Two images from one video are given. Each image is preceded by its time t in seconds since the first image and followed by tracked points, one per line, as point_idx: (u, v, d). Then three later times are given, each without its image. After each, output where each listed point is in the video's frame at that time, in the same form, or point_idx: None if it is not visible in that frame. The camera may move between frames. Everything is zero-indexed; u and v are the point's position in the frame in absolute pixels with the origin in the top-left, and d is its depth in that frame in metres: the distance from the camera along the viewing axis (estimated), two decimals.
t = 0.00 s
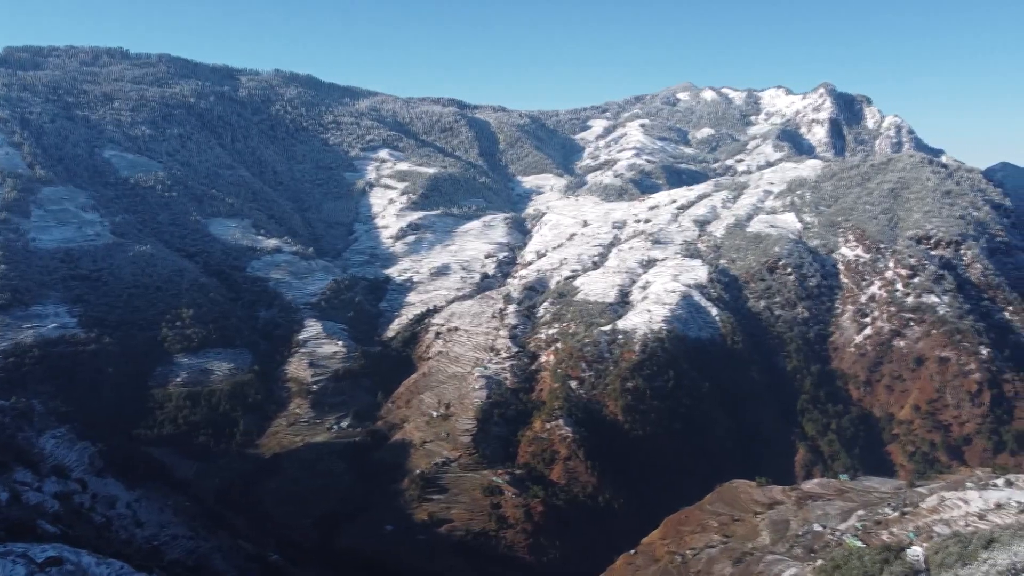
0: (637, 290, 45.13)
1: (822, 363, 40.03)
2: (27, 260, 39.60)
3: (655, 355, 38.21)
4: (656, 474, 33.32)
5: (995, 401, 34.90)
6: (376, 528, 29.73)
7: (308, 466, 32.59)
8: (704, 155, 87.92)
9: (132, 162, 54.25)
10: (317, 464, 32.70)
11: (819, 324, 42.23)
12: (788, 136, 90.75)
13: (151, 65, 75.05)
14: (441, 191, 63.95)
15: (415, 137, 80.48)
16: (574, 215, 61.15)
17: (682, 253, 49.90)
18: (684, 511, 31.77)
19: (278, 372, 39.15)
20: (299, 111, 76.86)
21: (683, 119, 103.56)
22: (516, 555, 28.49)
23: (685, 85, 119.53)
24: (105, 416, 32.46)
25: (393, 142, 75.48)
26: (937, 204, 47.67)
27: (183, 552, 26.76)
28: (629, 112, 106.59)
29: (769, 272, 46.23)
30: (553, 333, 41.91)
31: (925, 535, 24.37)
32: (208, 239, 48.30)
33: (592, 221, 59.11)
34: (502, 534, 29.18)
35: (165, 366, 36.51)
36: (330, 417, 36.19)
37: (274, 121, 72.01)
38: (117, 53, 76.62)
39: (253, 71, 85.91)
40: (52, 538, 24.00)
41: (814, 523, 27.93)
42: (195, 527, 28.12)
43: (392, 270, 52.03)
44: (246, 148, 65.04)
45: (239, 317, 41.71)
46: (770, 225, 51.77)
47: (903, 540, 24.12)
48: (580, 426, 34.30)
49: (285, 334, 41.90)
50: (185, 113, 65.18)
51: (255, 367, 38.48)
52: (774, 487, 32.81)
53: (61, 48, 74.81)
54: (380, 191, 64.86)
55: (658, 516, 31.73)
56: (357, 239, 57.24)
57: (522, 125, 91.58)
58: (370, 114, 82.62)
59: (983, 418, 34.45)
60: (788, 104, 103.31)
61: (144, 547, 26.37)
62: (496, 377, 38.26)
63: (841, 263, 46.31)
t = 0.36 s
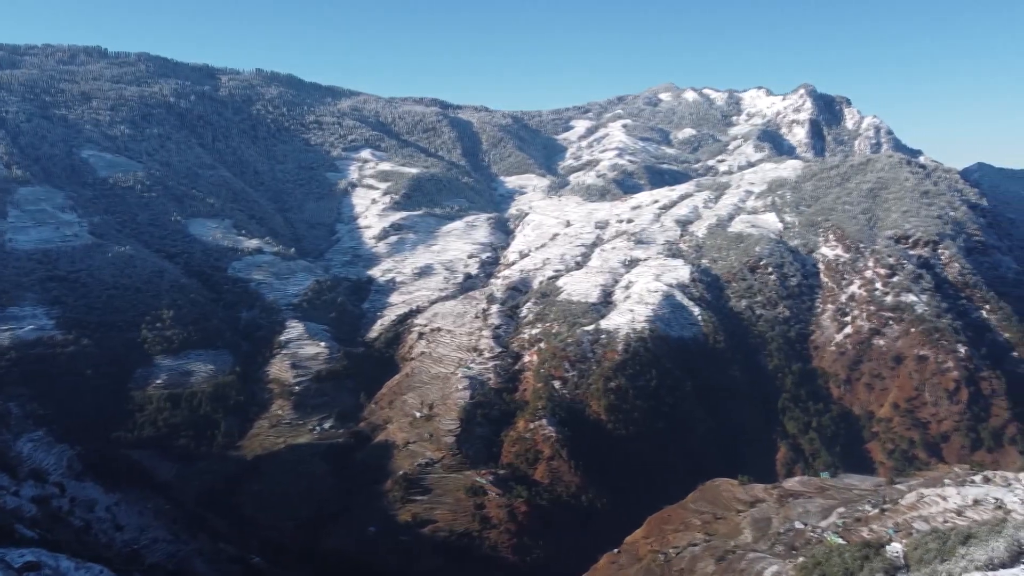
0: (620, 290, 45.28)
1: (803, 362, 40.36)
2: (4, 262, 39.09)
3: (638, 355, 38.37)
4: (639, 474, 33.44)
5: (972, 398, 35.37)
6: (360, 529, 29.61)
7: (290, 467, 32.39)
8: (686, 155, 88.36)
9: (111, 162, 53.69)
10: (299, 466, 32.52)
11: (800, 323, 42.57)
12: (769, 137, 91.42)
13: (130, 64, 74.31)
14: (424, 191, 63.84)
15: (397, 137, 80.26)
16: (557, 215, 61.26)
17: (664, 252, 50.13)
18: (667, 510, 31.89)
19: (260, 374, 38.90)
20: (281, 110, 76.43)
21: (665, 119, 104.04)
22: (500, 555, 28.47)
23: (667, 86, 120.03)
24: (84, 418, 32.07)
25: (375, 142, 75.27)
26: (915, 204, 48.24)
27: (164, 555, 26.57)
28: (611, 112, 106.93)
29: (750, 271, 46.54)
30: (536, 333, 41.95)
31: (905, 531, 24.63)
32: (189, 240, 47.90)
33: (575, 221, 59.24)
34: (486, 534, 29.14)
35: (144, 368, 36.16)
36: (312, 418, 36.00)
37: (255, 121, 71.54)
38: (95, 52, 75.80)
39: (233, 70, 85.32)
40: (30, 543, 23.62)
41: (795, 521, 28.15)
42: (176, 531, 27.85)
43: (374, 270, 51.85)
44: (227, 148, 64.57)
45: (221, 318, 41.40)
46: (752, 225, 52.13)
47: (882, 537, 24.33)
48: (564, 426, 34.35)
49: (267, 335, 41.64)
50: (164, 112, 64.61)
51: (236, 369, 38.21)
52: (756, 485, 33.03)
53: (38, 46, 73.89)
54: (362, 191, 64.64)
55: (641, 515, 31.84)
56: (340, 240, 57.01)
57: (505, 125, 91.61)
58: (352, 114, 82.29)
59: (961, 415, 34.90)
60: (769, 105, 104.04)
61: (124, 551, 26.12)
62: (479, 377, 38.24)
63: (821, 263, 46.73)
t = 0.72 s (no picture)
0: (603, 290, 45.42)
1: (785, 360, 40.65)
2: None
3: (621, 354, 38.50)
4: (622, 473, 33.54)
5: (950, 396, 35.79)
6: (343, 531, 29.47)
7: (272, 469, 32.20)
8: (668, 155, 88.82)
9: (89, 162, 53.11)
10: (282, 467, 32.35)
11: (781, 322, 42.86)
12: (750, 137, 92.07)
13: (108, 64, 73.56)
14: (406, 191, 63.71)
15: (379, 137, 80.05)
16: (540, 216, 61.35)
17: (647, 252, 50.34)
18: (650, 508, 32.01)
19: (242, 375, 38.64)
20: (262, 110, 75.98)
21: (646, 120, 104.48)
22: (484, 556, 28.45)
23: (649, 87, 120.53)
24: (62, 421, 31.74)
25: (358, 142, 75.02)
26: (893, 204, 48.77)
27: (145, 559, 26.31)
28: (593, 113, 107.22)
29: (732, 271, 46.83)
30: (519, 333, 41.99)
31: (884, 527, 24.87)
32: (168, 241, 47.50)
33: (558, 221, 59.35)
34: (470, 535, 29.10)
35: (124, 370, 35.82)
36: (295, 420, 35.81)
37: (236, 121, 71.06)
38: (73, 51, 74.96)
39: (214, 70, 84.68)
40: (8, 549, 23.30)
41: (777, 519, 28.36)
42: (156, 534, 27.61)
43: (357, 271, 51.67)
44: (208, 148, 64.09)
45: (202, 320, 41.07)
46: (733, 225, 52.46)
47: (863, 534, 24.54)
48: (547, 426, 34.39)
49: (248, 336, 41.38)
50: (144, 112, 64.02)
51: (217, 370, 37.94)
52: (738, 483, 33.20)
53: (14, 45, 72.92)
54: (344, 191, 64.41)
55: (624, 515, 31.92)
56: (322, 240, 56.76)
57: (487, 125, 91.62)
58: (334, 114, 81.95)
59: (940, 412, 35.29)
60: (749, 106, 104.80)
61: (103, 556, 25.81)
62: (462, 377, 38.21)
63: (802, 262, 47.11)
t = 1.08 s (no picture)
0: (585, 290, 45.55)
1: (766, 359, 40.94)
2: None
3: (604, 354, 38.64)
4: (605, 473, 33.61)
5: (928, 394, 36.25)
6: (325, 533, 29.32)
7: (254, 472, 31.97)
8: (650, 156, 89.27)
9: (66, 162, 52.46)
10: (263, 470, 32.14)
11: (762, 321, 43.17)
12: (731, 138, 92.72)
13: (86, 62, 72.72)
14: (389, 191, 63.53)
15: (361, 137, 79.76)
16: (523, 216, 61.40)
17: (629, 253, 50.54)
18: (633, 508, 32.12)
19: (223, 377, 38.35)
20: (242, 110, 75.43)
21: (628, 120, 104.87)
22: (467, 557, 28.40)
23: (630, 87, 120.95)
24: (39, 424, 31.30)
25: (339, 142, 74.72)
26: (872, 204, 49.30)
27: (124, 562, 26.03)
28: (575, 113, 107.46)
29: (713, 271, 47.12)
30: (502, 334, 42.01)
31: (864, 524, 25.11)
32: (148, 241, 47.05)
33: (540, 221, 59.42)
34: (453, 536, 29.06)
35: (103, 373, 35.43)
36: (277, 422, 35.60)
37: (216, 121, 70.51)
38: (49, 49, 74.04)
39: (194, 69, 83.95)
40: None
41: (759, 517, 28.56)
42: (136, 538, 27.29)
43: (339, 271, 51.45)
44: (187, 148, 63.56)
45: (182, 321, 40.72)
46: (715, 225, 52.80)
47: (843, 531, 24.77)
48: (530, 426, 34.43)
49: (230, 337, 41.09)
50: (122, 112, 63.36)
51: (198, 372, 37.63)
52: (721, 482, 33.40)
53: None
54: (326, 192, 64.13)
55: (607, 514, 32.00)
56: (304, 241, 56.46)
57: (469, 126, 91.58)
58: (315, 114, 81.54)
59: (918, 410, 35.72)
60: (730, 106, 105.49)
61: (82, 560, 25.49)
62: (445, 378, 38.15)
63: (782, 262, 47.50)
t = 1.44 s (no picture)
0: (568, 290, 45.65)
1: (748, 358, 41.21)
2: None
3: (587, 354, 38.74)
4: (589, 472, 33.70)
5: (907, 392, 36.66)
6: (308, 534, 29.16)
7: (236, 474, 31.75)
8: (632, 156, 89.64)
9: (44, 162, 51.80)
10: (245, 472, 31.92)
11: (744, 320, 43.45)
12: (712, 138, 93.28)
13: (63, 61, 71.90)
14: (371, 192, 63.32)
15: (343, 137, 79.46)
16: (506, 216, 61.42)
17: (611, 252, 50.70)
18: (617, 507, 32.21)
19: (204, 379, 38.05)
20: (223, 110, 74.91)
21: (611, 121, 105.18)
22: (451, 557, 28.35)
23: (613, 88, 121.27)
24: (17, 428, 30.91)
25: (321, 142, 74.40)
26: (852, 204, 49.78)
27: (105, 566, 25.73)
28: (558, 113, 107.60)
29: (695, 270, 47.38)
30: (486, 334, 41.98)
31: (845, 520, 25.36)
32: (127, 242, 46.59)
33: (523, 221, 59.46)
34: (437, 536, 29.00)
35: (82, 375, 35.04)
36: (258, 423, 35.37)
37: (196, 121, 69.96)
38: (26, 48, 73.14)
39: (173, 68, 83.21)
40: None
41: (741, 514, 28.74)
42: (116, 542, 27.01)
43: (321, 272, 51.20)
44: (167, 148, 63.02)
45: (162, 322, 40.35)
46: (696, 225, 53.09)
47: (824, 528, 24.99)
48: (514, 426, 34.44)
49: (210, 339, 40.78)
50: (100, 111, 62.70)
51: (178, 374, 37.32)
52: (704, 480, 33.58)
53: None
54: (308, 192, 63.82)
55: (591, 514, 32.06)
56: (285, 241, 56.13)
57: (452, 126, 91.47)
58: (297, 114, 81.13)
59: (897, 408, 36.11)
60: (712, 107, 106.12)
61: (61, 565, 25.16)
62: (429, 378, 38.07)
63: (763, 261, 47.86)
